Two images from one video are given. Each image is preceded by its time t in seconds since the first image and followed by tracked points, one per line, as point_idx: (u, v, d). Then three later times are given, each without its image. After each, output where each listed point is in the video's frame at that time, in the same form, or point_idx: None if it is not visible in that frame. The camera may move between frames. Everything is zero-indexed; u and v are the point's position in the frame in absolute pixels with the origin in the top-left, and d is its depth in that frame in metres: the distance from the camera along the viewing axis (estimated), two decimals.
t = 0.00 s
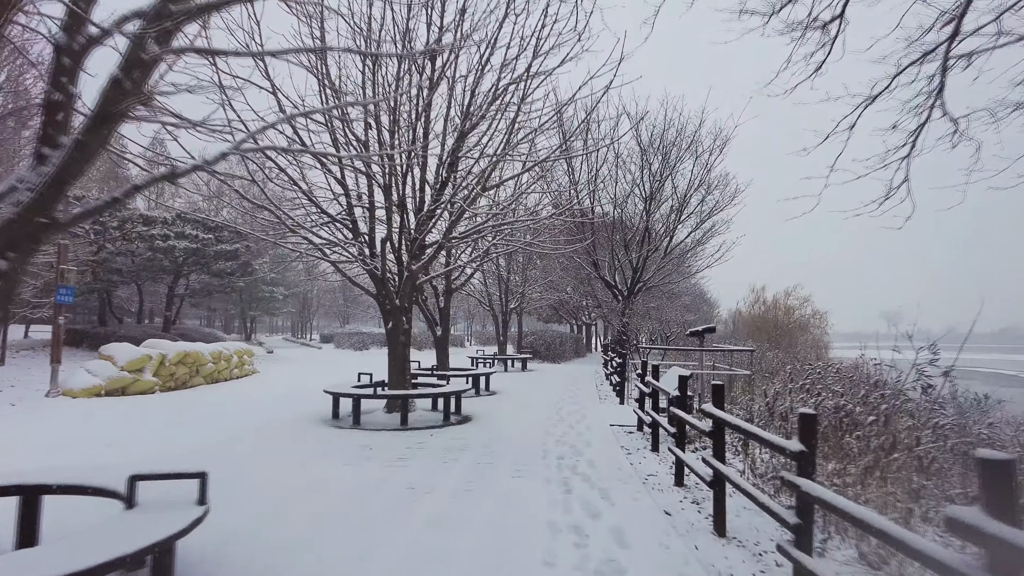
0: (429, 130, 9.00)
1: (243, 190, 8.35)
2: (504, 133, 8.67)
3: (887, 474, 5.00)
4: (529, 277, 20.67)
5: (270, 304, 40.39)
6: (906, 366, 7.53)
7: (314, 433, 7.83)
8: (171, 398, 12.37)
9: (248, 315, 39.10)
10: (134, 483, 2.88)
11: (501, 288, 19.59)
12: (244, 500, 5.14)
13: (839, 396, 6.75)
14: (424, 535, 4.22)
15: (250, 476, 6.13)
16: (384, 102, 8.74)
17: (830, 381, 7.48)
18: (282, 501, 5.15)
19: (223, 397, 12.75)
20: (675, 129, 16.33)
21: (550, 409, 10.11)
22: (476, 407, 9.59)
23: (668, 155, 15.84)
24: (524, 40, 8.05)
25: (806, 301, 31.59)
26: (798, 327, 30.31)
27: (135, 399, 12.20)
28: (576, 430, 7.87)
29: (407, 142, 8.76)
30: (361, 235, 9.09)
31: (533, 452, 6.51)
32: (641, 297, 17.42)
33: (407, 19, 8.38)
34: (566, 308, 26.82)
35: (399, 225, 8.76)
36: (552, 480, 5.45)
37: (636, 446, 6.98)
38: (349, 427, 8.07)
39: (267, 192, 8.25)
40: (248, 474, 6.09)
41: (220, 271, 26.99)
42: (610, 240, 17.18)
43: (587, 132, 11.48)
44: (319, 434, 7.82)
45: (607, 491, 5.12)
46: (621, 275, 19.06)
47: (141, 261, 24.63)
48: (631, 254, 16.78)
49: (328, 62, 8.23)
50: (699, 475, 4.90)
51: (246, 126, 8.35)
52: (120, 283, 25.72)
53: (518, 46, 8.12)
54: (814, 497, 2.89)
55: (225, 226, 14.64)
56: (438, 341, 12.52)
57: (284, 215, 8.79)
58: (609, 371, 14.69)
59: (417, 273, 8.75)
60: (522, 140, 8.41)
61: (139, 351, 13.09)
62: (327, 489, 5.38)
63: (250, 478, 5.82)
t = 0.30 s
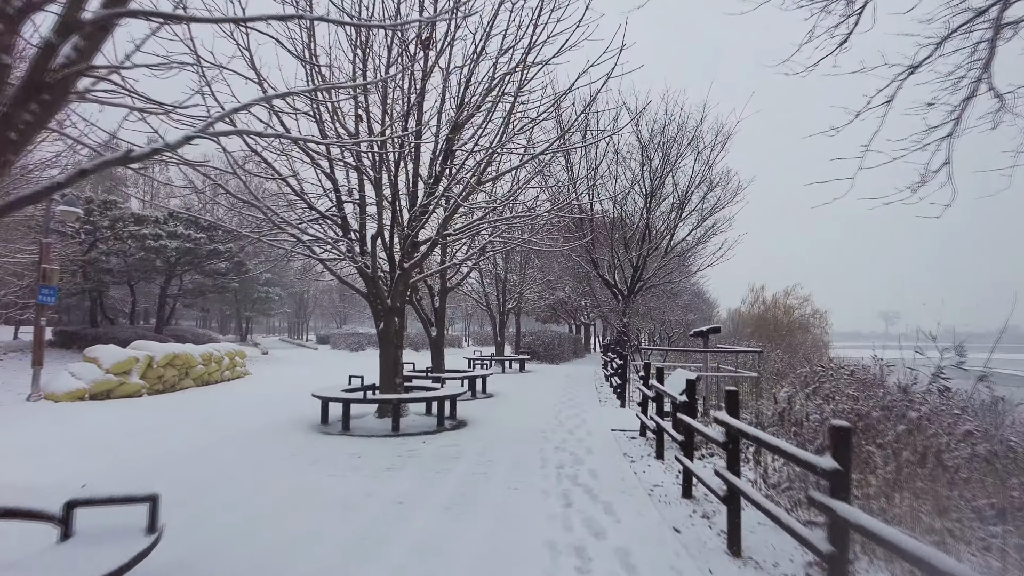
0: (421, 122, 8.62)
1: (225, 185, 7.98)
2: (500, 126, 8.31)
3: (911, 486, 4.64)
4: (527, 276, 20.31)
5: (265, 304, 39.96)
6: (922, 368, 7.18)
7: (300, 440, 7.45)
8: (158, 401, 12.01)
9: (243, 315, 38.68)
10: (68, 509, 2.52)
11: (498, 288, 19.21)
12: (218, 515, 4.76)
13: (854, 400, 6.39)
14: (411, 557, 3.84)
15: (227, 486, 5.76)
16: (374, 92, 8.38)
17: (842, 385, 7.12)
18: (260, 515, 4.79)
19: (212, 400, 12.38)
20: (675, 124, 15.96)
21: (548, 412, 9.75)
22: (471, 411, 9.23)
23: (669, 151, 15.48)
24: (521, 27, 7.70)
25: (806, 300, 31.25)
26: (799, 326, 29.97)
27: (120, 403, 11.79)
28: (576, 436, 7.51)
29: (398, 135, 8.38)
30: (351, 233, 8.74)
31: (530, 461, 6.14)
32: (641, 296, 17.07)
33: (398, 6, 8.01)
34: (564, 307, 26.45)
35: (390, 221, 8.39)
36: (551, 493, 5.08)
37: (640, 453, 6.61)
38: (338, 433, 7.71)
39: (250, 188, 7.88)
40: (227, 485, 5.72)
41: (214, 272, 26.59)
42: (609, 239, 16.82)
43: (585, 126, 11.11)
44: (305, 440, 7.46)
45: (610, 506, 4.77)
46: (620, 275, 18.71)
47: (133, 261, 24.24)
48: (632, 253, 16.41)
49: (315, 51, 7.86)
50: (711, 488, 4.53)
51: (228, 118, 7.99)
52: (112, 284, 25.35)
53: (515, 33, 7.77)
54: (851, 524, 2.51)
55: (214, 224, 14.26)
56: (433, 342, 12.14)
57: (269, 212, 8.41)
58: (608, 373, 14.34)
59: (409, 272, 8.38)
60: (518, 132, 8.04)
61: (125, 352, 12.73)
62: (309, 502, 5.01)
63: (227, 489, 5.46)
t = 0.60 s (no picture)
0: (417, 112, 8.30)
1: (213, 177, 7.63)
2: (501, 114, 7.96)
3: (944, 497, 4.30)
4: (527, 275, 19.95)
5: (263, 303, 39.59)
6: (946, 368, 6.83)
7: (290, 445, 7.09)
8: (146, 403, 11.65)
9: (240, 315, 38.31)
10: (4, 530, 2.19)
11: (498, 286, 18.86)
12: (196, 526, 4.41)
13: (876, 404, 6.05)
14: None
15: (211, 495, 5.42)
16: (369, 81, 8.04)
17: (862, 386, 6.77)
18: (243, 526, 4.44)
19: (203, 401, 12.01)
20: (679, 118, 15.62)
21: (550, 414, 9.39)
22: (470, 413, 8.88)
23: (673, 146, 15.14)
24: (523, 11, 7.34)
25: (807, 299, 30.94)
26: (801, 326, 29.66)
27: (107, 404, 11.41)
28: (580, 440, 7.14)
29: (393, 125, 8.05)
30: (345, 227, 8.38)
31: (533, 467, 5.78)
32: (643, 294, 16.72)
33: None
34: (564, 306, 26.09)
35: (386, 215, 8.03)
36: (555, 503, 4.73)
37: (649, 458, 6.25)
38: (331, 437, 7.35)
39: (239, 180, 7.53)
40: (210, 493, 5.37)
41: (209, 271, 26.23)
42: (612, 236, 16.47)
43: (588, 118, 10.74)
44: (296, 445, 7.10)
45: (620, 517, 4.42)
46: (623, 273, 18.36)
47: (126, 259, 23.87)
48: (634, 250, 16.04)
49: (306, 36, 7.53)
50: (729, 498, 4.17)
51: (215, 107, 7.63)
52: (105, 283, 24.97)
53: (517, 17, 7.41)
54: (911, 549, 2.15)
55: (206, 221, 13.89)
56: (431, 342, 11.77)
57: (259, 205, 8.05)
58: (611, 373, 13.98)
59: (405, 268, 8.02)
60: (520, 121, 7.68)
61: (114, 352, 12.37)
62: (295, 512, 4.66)
63: (210, 499, 5.10)
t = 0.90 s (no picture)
0: (413, 105, 7.96)
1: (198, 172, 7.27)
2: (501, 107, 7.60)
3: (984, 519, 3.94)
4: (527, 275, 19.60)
5: (260, 303, 39.23)
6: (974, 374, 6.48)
7: (278, 454, 6.74)
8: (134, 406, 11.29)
9: (237, 315, 37.96)
10: None
11: (497, 286, 18.51)
12: (168, 548, 4.06)
13: (899, 414, 5.70)
14: None
15: (190, 508, 5.08)
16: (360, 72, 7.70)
17: (883, 393, 6.40)
18: (220, 548, 4.08)
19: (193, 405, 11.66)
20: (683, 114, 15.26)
21: (551, 419, 9.05)
22: (468, 419, 8.53)
23: (678, 143, 14.80)
24: None
25: (809, 300, 30.59)
26: (804, 327, 29.28)
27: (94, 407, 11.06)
28: (584, 449, 6.79)
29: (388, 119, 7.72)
30: (337, 225, 8.03)
31: (533, 480, 5.43)
32: (646, 295, 16.39)
33: None
34: (565, 306, 25.74)
35: (380, 212, 7.68)
36: (558, 522, 4.38)
37: (657, 470, 5.90)
38: (321, 445, 6.99)
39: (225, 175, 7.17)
40: (189, 508, 5.03)
41: (205, 270, 25.88)
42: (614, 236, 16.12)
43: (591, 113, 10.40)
44: (284, 454, 6.75)
45: (630, 539, 4.06)
46: (625, 273, 18.03)
47: (120, 258, 23.52)
48: (637, 249, 15.69)
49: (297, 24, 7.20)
50: (750, 520, 3.81)
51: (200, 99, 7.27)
52: (99, 282, 24.62)
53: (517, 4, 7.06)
54: None
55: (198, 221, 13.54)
56: (429, 344, 11.41)
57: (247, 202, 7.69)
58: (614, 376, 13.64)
59: (401, 267, 7.66)
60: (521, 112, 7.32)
61: (102, 354, 12.01)
62: (277, 532, 4.30)
63: (188, 515, 4.74)
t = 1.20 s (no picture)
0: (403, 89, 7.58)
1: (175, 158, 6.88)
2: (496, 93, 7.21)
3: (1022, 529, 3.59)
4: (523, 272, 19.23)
5: (253, 301, 38.73)
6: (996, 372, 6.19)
7: (258, 458, 6.34)
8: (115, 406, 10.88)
9: (230, 313, 37.47)
10: None
11: (493, 283, 18.13)
12: (127, 561, 3.67)
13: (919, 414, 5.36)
14: None
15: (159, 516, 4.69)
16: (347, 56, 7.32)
17: (897, 392, 6.06)
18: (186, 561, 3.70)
19: (177, 404, 11.25)
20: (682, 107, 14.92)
21: (547, 419, 8.69)
22: (461, 419, 8.16)
23: (677, 135, 14.45)
24: None
25: (806, 298, 30.31)
26: (802, 325, 28.97)
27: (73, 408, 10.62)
28: (583, 451, 6.42)
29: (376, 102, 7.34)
30: (324, 216, 7.64)
31: (530, 486, 5.06)
32: (645, 292, 16.04)
33: None
34: (561, 304, 25.36)
35: (368, 202, 7.29)
36: (557, 533, 4.01)
37: (660, 475, 5.53)
38: (305, 448, 6.61)
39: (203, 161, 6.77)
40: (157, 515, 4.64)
41: (195, 267, 25.44)
42: (612, 231, 15.76)
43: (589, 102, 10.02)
44: (265, 457, 6.36)
45: (636, 553, 3.70)
46: (623, 270, 17.68)
47: (109, 255, 23.07)
48: (635, 244, 15.33)
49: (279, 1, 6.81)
50: (768, 532, 3.44)
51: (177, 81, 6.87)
52: (87, 280, 24.11)
53: None
54: None
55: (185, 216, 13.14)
56: (421, 342, 11.02)
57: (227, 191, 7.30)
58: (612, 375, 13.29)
59: (389, 260, 7.27)
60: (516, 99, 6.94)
61: (84, 352, 11.58)
62: (249, 542, 3.93)
63: (155, 522, 4.36)
